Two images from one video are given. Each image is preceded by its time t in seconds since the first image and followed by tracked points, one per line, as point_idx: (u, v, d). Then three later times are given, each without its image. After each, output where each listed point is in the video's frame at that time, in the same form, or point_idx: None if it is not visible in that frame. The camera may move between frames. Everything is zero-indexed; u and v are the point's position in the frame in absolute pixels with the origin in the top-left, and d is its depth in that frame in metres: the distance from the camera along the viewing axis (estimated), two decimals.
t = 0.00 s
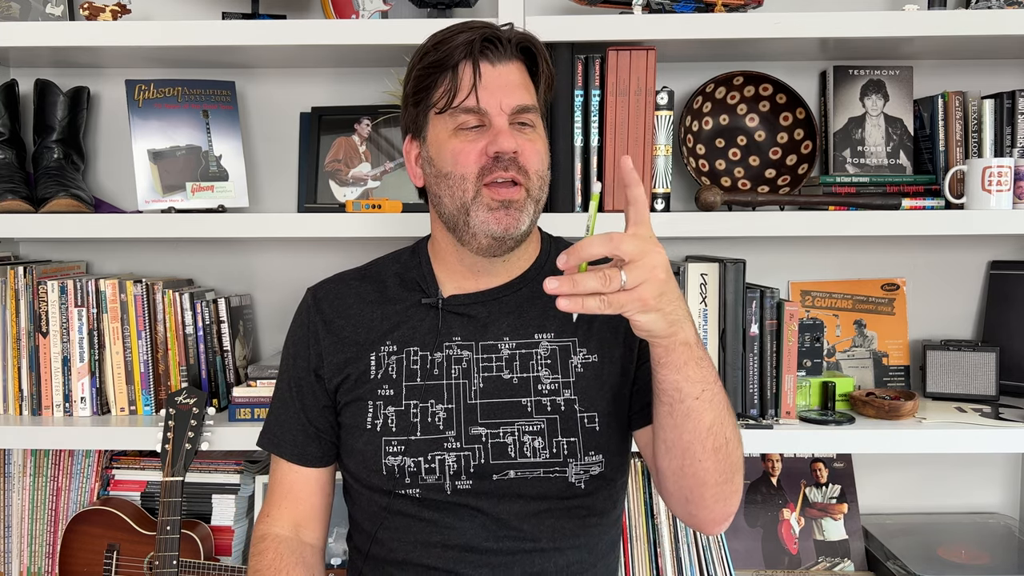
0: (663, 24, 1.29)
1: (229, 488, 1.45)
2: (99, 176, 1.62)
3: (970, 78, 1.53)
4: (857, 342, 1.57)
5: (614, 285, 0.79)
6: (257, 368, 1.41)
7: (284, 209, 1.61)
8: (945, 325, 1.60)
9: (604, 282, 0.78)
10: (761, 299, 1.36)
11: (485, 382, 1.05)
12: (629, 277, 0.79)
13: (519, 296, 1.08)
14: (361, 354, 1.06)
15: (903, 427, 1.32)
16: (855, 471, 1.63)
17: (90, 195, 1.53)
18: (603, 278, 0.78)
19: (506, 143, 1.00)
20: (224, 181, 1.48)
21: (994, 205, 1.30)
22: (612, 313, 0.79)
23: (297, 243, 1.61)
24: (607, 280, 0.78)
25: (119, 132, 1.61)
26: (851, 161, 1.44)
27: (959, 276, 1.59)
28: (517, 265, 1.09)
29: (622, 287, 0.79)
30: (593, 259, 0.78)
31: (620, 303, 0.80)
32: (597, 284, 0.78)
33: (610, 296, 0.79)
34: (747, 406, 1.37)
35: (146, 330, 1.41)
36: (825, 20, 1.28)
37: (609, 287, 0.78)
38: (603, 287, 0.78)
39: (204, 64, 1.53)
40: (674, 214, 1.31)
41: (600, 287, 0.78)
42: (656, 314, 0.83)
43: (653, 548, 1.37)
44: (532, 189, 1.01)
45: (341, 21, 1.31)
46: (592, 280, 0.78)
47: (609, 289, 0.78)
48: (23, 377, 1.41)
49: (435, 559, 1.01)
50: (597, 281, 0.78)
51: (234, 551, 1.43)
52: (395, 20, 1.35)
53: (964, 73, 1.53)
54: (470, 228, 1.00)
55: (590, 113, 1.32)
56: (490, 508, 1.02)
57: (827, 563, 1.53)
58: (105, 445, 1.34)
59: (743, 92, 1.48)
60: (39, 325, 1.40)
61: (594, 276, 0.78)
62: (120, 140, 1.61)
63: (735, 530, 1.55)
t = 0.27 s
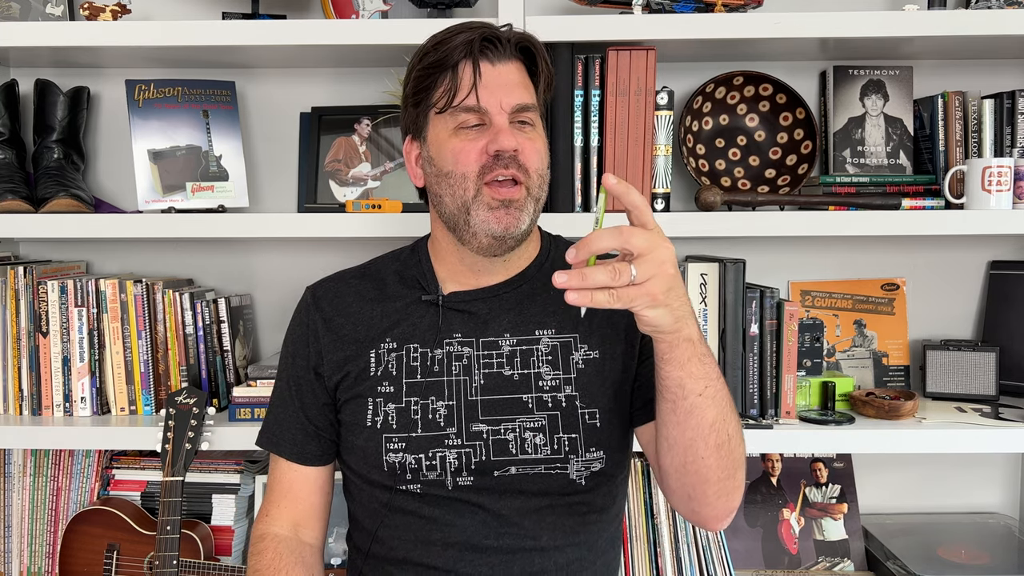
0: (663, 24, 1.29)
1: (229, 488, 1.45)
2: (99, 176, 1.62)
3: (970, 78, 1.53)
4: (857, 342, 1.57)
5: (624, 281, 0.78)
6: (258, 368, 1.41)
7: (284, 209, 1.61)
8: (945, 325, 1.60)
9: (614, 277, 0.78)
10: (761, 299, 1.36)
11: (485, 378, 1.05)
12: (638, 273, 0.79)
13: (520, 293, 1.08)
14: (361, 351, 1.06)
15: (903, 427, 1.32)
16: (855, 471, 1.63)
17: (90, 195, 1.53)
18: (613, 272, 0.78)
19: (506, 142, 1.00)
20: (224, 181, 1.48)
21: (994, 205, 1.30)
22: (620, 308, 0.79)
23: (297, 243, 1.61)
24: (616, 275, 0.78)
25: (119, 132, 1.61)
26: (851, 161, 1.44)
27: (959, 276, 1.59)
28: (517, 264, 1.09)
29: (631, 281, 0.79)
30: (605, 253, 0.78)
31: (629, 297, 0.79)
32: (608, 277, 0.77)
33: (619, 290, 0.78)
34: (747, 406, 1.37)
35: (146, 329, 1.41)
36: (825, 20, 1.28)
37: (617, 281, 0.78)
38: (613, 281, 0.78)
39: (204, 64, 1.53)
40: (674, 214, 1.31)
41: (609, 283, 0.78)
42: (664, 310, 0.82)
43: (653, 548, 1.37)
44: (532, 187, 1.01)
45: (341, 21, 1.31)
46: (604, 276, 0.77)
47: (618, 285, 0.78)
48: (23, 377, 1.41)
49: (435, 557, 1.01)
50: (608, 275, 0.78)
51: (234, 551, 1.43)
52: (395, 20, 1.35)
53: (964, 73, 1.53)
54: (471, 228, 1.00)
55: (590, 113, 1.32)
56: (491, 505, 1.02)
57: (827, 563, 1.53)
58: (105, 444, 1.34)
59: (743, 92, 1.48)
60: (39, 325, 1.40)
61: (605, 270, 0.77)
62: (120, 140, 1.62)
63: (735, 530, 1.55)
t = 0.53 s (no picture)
0: (663, 24, 1.29)
1: (229, 488, 1.45)
2: (99, 176, 1.62)
3: (970, 78, 1.53)
4: (857, 342, 1.57)
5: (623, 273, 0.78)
6: (258, 368, 1.41)
7: (284, 209, 1.61)
8: (945, 325, 1.60)
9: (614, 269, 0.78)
10: (761, 299, 1.36)
11: (484, 375, 1.05)
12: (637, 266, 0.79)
13: (519, 290, 1.08)
14: (360, 348, 1.06)
15: (903, 427, 1.32)
16: (855, 471, 1.63)
17: (90, 195, 1.53)
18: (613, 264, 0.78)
19: (505, 140, 1.00)
20: (224, 181, 1.48)
21: (994, 205, 1.30)
22: (619, 300, 0.79)
23: (297, 243, 1.61)
24: (616, 267, 0.78)
25: (119, 132, 1.61)
26: (851, 161, 1.44)
27: (959, 276, 1.59)
28: (516, 261, 1.09)
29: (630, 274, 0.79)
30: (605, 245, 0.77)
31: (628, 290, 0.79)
32: (607, 270, 0.77)
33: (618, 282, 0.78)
34: (746, 406, 1.37)
35: (146, 330, 1.41)
36: (825, 20, 1.28)
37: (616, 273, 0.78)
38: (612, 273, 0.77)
39: (204, 64, 1.53)
40: (674, 214, 1.31)
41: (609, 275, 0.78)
42: (663, 302, 0.82)
43: (653, 548, 1.37)
44: (531, 185, 1.01)
45: (340, 21, 1.31)
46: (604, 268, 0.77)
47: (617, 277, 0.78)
48: (23, 377, 1.41)
49: (434, 555, 1.01)
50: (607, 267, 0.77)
51: (234, 551, 1.43)
52: (395, 20, 1.35)
53: (964, 72, 1.53)
54: (470, 226, 1.00)
55: (590, 113, 1.32)
56: (490, 502, 1.02)
57: (827, 563, 1.53)
58: (105, 444, 1.34)
59: (743, 92, 1.48)
60: (39, 325, 1.40)
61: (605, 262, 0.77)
62: (120, 140, 1.62)
63: (735, 530, 1.55)
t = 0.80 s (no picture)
0: (663, 24, 1.29)
1: (228, 488, 1.45)
2: (99, 176, 1.62)
3: (970, 77, 1.53)
4: (857, 342, 1.57)
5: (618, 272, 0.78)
6: (258, 368, 1.41)
7: (284, 209, 1.61)
8: (945, 325, 1.60)
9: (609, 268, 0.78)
10: (761, 299, 1.36)
11: (483, 375, 1.05)
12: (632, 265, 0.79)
13: (518, 290, 1.08)
14: (359, 349, 1.06)
15: (903, 427, 1.32)
16: (855, 471, 1.63)
17: (90, 195, 1.53)
18: (608, 263, 0.78)
19: (503, 138, 1.00)
20: (224, 181, 1.48)
21: (994, 205, 1.30)
22: (615, 300, 0.78)
23: (297, 243, 1.61)
24: (610, 267, 0.78)
25: (119, 132, 1.61)
26: (851, 161, 1.44)
27: (959, 276, 1.59)
28: (515, 261, 1.09)
29: (626, 272, 0.79)
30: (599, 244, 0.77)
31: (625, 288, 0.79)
32: (601, 269, 0.77)
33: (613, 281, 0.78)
34: (747, 406, 1.37)
35: (146, 330, 1.41)
36: (825, 20, 1.28)
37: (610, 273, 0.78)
38: (607, 272, 0.77)
39: (204, 64, 1.53)
40: (674, 214, 1.31)
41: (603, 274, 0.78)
42: (660, 302, 0.82)
43: (653, 548, 1.37)
44: (530, 183, 1.00)
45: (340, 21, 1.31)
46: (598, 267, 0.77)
47: (612, 276, 0.78)
48: (23, 377, 1.41)
49: (434, 556, 1.01)
50: (602, 266, 0.77)
51: (234, 551, 1.43)
52: (395, 20, 1.35)
53: (964, 72, 1.53)
54: (470, 224, 1.00)
55: (590, 113, 1.32)
56: (489, 502, 1.02)
57: (827, 563, 1.53)
58: (105, 445, 1.34)
59: (743, 92, 1.48)
60: (39, 325, 1.40)
61: (599, 261, 0.77)
62: (120, 140, 1.61)
63: (735, 530, 1.55)
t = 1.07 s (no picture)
0: (663, 24, 1.29)
1: (229, 488, 1.45)
2: (99, 176, 1.62)
3: (970, 78, 1.53)
4: (857, 342, 1.57)
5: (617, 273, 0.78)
6: (258, 368, 1.41)
7: (284, 209, 1.61)
8: (945, 325, 1.60)
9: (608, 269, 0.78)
10: (761, 299, 1.36)
11: (483, 375, 1.05)
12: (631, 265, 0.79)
13: (517, 289, 1.08)
14: (358, 348, 1.06)
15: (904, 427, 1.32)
16: (855, 471, 1.63)
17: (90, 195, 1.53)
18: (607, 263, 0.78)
19: (495, 137, 1.00)
20: (224, 181, 1.48)
21: (994, 205, 1.30)
22: (615, 300, 0.79)
23: (297, 243, 1.61)
24: (610, 267, 0.78)
25: (119, 133, 1.61)
26: (851, 161, 1.44)
27: (959, 276, 1.59)
28: (514, 261, 1.09)
29: (625, 273, 0.79)
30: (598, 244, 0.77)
31: (624, 289, 0.79)
32: (600, 269, 0.77)
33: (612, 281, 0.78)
34: (747, 406, 1.37)
35: (146, 330, 1.41)
36: (825, 20, 1.28)
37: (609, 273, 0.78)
38: (606, 272, 0.78)
39: (204, 64, 1.53)
40: (674, 214, 1.31)
41: (602, 275, 0.78)
42: (659, 302, 0.82)
43: (653, 548, 1.37)
44: (522, 184, 1.00)
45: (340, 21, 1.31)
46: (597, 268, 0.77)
47: (611, 276, 0.78)
48: (23, 377, 1.41)
49: (434, 556, 1.01)
50: (601, 267, 0.77)
51: (234, 551, 1.43)
52: (395, 20, 1.35)
53: (964, 72, 1.53)
54: (460, 222, 1.00)
55: (590, 113, 1.32)
56: (489, 502, 1.02)
57: (827, 563, 1.53)
58: (105, 445, 1.34)
59: (743, 92, 1.48)
60: (39, 325, 1.40)
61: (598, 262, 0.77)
62: (120, 140, 1.61)
63: (735, 530, 1.55)
